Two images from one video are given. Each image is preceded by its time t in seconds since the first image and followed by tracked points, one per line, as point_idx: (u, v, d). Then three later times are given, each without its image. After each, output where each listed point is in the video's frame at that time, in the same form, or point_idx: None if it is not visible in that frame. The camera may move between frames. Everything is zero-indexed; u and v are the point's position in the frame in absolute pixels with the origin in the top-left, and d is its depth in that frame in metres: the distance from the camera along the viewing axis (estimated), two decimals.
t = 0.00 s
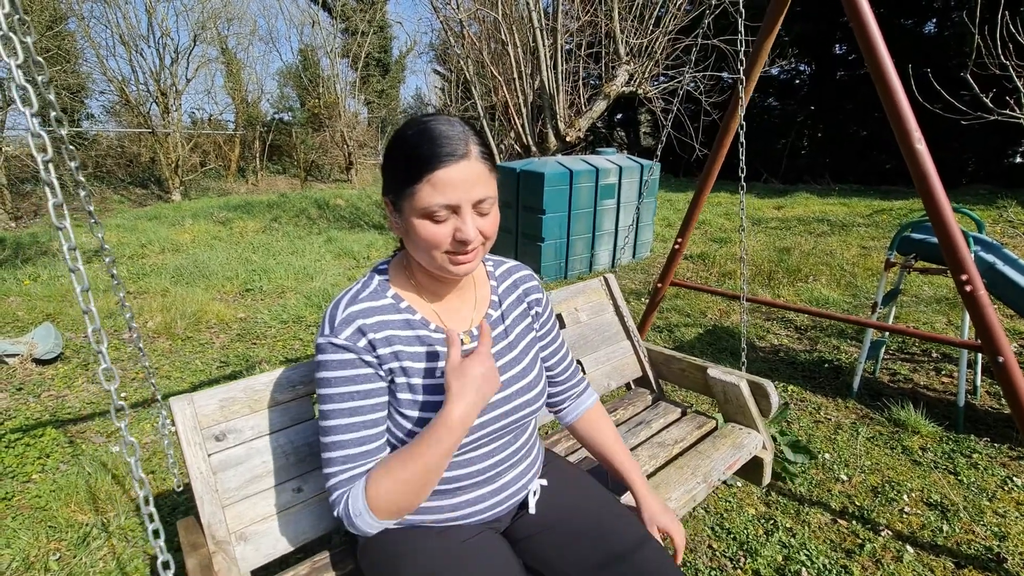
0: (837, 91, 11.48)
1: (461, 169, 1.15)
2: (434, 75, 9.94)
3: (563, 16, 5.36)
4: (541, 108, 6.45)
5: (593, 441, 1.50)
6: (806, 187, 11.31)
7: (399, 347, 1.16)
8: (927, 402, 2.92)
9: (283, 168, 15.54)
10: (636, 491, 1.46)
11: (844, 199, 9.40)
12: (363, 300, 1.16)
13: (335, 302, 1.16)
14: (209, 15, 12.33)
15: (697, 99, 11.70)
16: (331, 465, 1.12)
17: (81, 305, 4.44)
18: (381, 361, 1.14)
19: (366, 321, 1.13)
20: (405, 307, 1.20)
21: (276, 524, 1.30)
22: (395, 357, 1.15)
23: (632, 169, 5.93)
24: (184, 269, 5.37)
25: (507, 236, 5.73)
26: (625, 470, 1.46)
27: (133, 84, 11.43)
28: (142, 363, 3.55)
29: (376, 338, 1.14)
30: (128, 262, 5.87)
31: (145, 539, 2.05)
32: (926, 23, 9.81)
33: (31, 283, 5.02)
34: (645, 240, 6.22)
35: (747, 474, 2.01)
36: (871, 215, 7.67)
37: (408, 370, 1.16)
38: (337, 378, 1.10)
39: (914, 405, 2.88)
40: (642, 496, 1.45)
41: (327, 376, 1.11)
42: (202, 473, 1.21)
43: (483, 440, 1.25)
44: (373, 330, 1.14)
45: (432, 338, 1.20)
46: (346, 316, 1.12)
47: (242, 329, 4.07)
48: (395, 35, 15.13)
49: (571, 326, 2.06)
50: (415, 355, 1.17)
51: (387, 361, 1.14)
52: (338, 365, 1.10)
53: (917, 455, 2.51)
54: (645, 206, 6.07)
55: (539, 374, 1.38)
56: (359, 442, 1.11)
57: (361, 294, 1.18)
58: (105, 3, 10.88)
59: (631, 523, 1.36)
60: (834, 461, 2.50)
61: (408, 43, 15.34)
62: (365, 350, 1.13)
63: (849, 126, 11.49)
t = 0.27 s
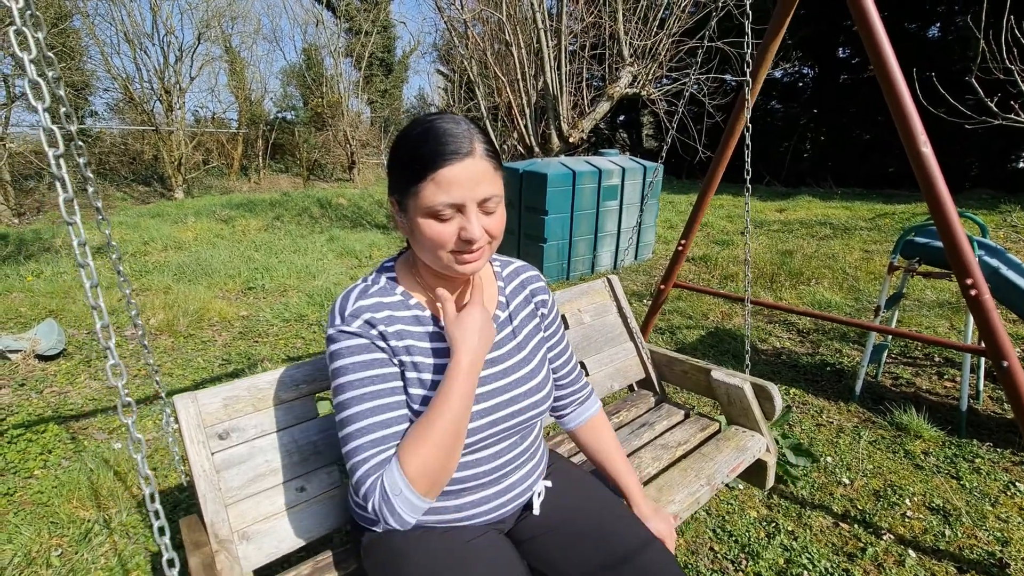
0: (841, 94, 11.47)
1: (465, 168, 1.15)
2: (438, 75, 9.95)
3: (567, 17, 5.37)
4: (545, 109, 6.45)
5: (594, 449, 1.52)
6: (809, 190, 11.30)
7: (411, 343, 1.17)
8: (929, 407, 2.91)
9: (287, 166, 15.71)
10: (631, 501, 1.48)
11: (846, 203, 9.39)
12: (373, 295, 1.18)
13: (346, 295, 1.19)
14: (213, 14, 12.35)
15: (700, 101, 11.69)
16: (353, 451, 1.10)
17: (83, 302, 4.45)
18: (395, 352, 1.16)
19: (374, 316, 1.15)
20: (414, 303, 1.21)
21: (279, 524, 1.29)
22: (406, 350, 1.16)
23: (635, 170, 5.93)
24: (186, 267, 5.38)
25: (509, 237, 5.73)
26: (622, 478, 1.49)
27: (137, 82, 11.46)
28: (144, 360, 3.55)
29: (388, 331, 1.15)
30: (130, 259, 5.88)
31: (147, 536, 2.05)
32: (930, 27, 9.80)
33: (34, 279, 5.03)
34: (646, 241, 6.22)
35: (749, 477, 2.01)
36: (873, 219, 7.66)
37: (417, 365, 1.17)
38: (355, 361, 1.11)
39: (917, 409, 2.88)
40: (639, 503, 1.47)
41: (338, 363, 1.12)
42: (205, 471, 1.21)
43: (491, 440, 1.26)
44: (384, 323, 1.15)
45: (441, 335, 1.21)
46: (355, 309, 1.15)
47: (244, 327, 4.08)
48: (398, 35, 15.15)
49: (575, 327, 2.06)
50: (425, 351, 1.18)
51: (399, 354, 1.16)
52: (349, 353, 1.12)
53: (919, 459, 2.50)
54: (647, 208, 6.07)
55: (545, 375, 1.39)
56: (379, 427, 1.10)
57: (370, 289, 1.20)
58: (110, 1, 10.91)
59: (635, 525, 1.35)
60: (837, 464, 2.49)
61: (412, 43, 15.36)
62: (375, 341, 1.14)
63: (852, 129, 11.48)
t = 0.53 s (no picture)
0: (842, 98, 11.48)
1: (473, 162, 1.15)
2: (439, 76, 9.96)
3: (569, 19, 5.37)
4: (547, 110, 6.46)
5: (603, 460, 1.52)
6: (810, 193, 11.30)
7: (411, 355, 1.14)
8: (929, 411, 2.91)
9: (288, 166, 15.75)
10: (640, 511, 1.47)
11: (847, 206, 9.39)
12: (378, 304, 1.16)
13: (349, 304, 1.17)
14: (216, 14, 12.38)
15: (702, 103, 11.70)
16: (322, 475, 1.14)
17: (84, 302, 4.45)
18: (387, 369, 1.13)
19: (377, 327, 1.13)
20: (420, 313, 1.20)
21: (279, 534, 1.30)
22: (404, 365, 1.13)
23: (635, 173, 5.93)
24: (188, 267, 5.39)
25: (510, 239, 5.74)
26: (629, 488, 1.48)
27: (139, 82, 11.48)
28: (145, 360, 3.56)
29: (384, 346, 1.12)
30: (132, 259, 5.89)
31: (146, 537, 2.06)
32: (932, 30, 9.80)
33: (36, 278, 5.04)
34: (647, 244, 6.22)
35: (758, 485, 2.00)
36: (874, 222, 7.66)
37: (416, 379, 1.14)
38: (338, 385, 1.11)
39: (916, 413, 2.88)
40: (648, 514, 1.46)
41: (334, 378, 1.12)
42: (206, 480, 1.21)
43: (494, 452, 1.24)
44: (383, 336, 1.13)
45: (445, 345, 1.18)
46: (357, 320, 1.13)
47: (245, 328, 4.09)
48: (400, 36, 15.18)
49: (578, 333, 2.06)
50: (426, 363, 1.16)
51: (394, 369, 1.13)
52: (343, 370, 1.11)
53: (919, 464, 2.50)
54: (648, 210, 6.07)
55: (552, 384, 1.37)
56: (345, 451, 1.12)
57: (377, 296, 1.18)
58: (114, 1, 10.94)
59: (638, 531, 1.37)
60: (836, 468, 2.49)
61: (414, 44, 15.39)
62: (371, 356, 1.11)
63: (854, 132, 11.48)
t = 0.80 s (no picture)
0: (844, 100, 11.48)
1: (486, 159, 1.15)
2: (441, 77, 9.97)
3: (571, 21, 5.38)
4: (548, 112, 6.46)
5: (613, 469, 1.53)
6: (811, 195, 11.29)
7: (423, 365, 1.14)
8: (929, 414, 2.91)
9: (289, 166, 15.76)
10: (647, 519, 1.48)
11: (849, 208, 9.38)
12: (391, 309, 1.16)
13: (362, 309, 1.16)
14: (218, 14, 12.42)
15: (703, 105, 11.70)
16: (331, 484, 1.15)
17: (85, 301, 4.46)
18: (399, 379, 1.13)
19: (390, 335, 1.12)
20: (433, 320, 1.20)
21: (281, 542, 1.30)
22: (416, 375, 1.14)
23: (636, 174, 5.93)
24: (189, 267, 5.39)
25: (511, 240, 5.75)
26: (637, 497, 1.49)
27: (141, 81, 11.51)
28: (146, 360, 3.57)
29: (397, 354, 1.12)
30: (133, 259, 5.90)
31: (146, 537, 2.06)
32: (934, 32, 9.80)
33: (37, 277, 5.04)
34: (648, 245, 6.22)
35: (767, 491, 2.00)
36: (875, 224, 7.65)
37: (427, 389, 1.14)
38: (348, 394, 1.11)
39: (917, 417, 2.88)
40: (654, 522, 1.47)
41: (345, 386, 1.11)
42: (208, 488, 1.22)
43: (503, 464, 1.24)
44: (395, 346, 1.12)
45: (457, 355, 1.18)
46: (371, 326, 1.12)
47: (245, 327, 4.09)
48: (402, 36, 15.20)
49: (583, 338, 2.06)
50: (438, 372, 1.16)
51: (405, 379, 1.13)
52: (353, 378, 1.10)
53: (919, 467, 2.50)
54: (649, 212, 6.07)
55: (564, 394, 1.37)
56: (354, 462, 1.13)
57: (391, 301, 1.18)
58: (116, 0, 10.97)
59: (642, 535, 1.38)
60: (836, 471, 2.49)
61: (415, 44, 15.40)
62: (383, 365, 1.11)
63: (855, 135, 11.48)
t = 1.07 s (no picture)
0: (845, 101, 11.47)
1: (500, 169, 1.12)
2: (442, 77, 9.97)
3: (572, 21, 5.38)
4: (549, 112, 6.46)
5: (620, 476, 1.53)
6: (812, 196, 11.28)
7: (437, 372, 1.14)
8: (930, 416, 2.91)
9: (290, 166, 15.77)
10: (650, 524, 1.48)
11: (850, 209, 9.37)
12: (406, 313, 1.16)
13: (376, 312, 1.16)
14: (220, 14, 12.44)
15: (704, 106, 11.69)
16: (347, 492, 1.14)
17: (86, 301, 4.45)
18: (414, 385, 1.13)
19: (406, 340, 1.12)
20: (448, 326, 1.19)
21: (282, 542, 1.30)
22: (430, 382, 1.13)
23: (637, 175, 5.92)
24: (189, 266, 5.39)
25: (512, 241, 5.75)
26: (642, 502, 1.49)
27: (143, 81, 11.53)
28: (146, 359, 3.56)
29: (413, 358, 1.12)
30: (134, 258, 5.90)
31: (146, 536, 2.06)
32: (935, 34, 9.79)
33: (38, 277, 5.04)
34: (649, 246, 6.21)
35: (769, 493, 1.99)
36: (877, 226, 7.64)
37: (442, 398, 1.14)
38: (364, 398, 1.10)
39: (918, 418, 2.87)
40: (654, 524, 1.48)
41: (362, 390, 1.10)
42: (208, 489, 1.22)
43: (512, 474, 1.25)
44: (411, 351, 1.12)
45: (472, 363, 1.18)
46: (386, 329, 1.12)
47: (245, 327, 4.09)
48: (403, 37, 15.21)
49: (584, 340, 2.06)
50: (453, 380, 1.15)
51: (420, 386, 1.13)
52: (370, 384, 1.10)
53: (920, 469, 2.49)
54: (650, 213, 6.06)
55: (576, 402, 1.36)
56: (372, 471, 1.12)
57: (406, 305, 1.18)
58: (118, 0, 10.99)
59: (643, 536, 1.38)
60: (837, 472, 2.49)
61: (416, 45, 15.40)
62: (400, 369, 1.11)
63: (857, 136, 11.47)
